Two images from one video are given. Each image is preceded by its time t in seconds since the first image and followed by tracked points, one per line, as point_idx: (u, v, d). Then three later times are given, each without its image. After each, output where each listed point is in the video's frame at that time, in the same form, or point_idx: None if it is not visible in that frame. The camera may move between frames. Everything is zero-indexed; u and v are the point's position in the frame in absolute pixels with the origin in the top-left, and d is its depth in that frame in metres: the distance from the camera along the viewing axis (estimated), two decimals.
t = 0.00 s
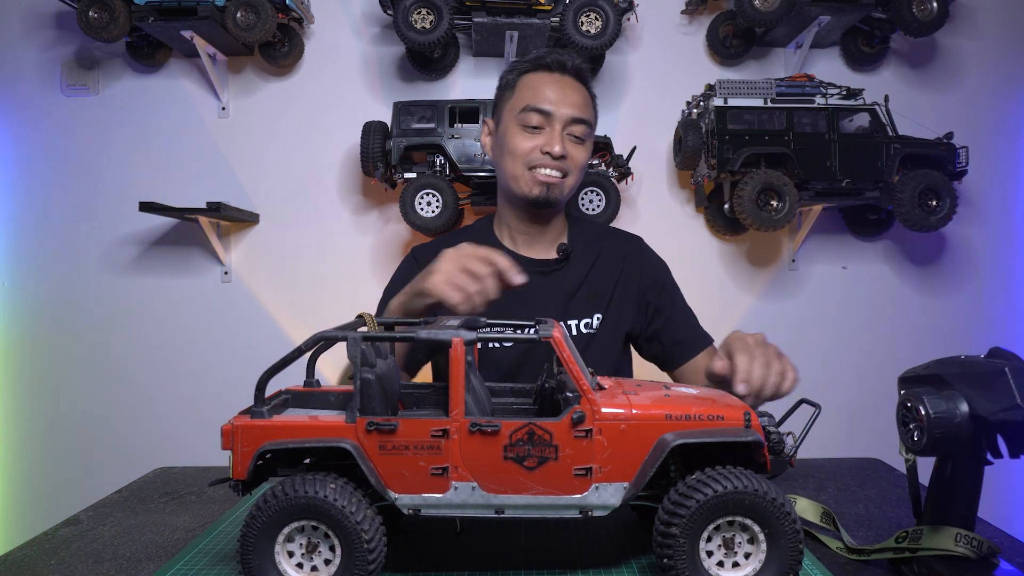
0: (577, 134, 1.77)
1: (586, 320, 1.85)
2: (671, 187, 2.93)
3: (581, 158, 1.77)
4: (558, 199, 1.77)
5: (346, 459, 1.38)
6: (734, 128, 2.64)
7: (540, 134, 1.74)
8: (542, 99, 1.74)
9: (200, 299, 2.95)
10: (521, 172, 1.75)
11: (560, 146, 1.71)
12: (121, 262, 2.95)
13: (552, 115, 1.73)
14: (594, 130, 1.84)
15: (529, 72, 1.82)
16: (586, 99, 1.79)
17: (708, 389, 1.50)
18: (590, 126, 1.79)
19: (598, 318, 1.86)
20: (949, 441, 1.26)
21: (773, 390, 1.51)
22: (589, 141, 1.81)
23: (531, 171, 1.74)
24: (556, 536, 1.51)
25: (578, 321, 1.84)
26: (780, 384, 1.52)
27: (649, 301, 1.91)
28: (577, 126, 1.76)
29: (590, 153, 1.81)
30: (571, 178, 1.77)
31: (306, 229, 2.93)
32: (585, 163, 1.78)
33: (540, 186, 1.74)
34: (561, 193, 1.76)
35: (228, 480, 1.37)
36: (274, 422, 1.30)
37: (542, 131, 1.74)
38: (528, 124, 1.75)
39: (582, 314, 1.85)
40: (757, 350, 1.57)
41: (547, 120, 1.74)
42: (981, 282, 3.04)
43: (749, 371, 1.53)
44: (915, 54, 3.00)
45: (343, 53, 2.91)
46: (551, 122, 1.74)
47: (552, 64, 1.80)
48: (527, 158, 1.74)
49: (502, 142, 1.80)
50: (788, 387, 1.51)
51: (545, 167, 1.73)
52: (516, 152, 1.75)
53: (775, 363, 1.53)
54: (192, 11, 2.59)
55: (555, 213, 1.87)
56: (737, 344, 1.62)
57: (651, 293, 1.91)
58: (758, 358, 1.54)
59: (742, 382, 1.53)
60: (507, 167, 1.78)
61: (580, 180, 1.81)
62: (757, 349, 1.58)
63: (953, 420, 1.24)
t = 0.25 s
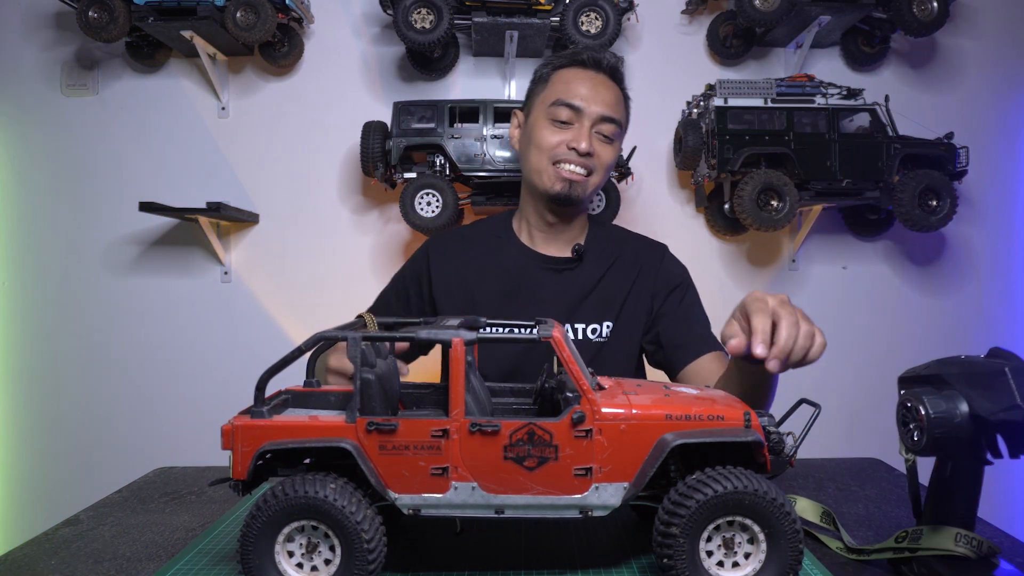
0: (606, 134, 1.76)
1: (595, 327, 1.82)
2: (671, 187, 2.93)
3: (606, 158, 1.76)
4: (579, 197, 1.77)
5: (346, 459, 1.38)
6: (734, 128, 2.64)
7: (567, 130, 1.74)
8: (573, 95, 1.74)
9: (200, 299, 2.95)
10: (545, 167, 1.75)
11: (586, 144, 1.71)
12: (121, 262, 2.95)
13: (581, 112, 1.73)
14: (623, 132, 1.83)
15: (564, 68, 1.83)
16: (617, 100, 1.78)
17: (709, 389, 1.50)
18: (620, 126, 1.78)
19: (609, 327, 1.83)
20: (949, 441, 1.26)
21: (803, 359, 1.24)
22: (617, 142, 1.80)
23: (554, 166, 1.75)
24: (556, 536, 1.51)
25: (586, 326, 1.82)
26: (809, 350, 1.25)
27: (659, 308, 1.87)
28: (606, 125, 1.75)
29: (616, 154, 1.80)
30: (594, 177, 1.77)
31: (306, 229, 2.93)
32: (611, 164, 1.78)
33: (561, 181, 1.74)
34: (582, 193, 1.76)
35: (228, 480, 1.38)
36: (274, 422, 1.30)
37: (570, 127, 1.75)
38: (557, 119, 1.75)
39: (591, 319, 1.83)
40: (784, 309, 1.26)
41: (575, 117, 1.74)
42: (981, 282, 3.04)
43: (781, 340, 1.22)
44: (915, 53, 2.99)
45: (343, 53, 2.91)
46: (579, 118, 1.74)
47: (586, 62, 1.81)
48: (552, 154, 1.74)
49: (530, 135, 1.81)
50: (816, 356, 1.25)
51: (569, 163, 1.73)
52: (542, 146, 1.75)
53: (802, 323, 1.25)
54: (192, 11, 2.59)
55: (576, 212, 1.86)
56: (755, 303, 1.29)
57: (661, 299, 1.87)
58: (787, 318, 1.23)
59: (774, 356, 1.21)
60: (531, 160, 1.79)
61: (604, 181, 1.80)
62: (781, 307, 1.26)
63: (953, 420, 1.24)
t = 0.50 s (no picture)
0: (619, 136, 1.74)
1: (597, 334, 1.81)
2: (671, 187, 2.93)
3: (619, 160, 1.74)
4: (589, 200, 1.76)
5: (346, 459, 1.38)
6: (734, 128, 2.64)
7: (578, 131, 1.74)
8: (586, 96, 1.73)
9: (200, 299, 2.95)
10: (555, 168, 1.75)
11: (596, 146, 1.70)
12: (121, 262, 2.95)
13: (593, 113, 1.72)
14: (639, 134, 1.80)
15: (580, 68, 1.82)
16: (633, 101, 1.75)
17: (709, 390, 1.50)
18: (635, 129, 1.76)
19: (610, 334, 1.81)
20: (949, 442, 1.26)
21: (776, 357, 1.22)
22: (632, 144, 1.77)
23: (564, 168, 1.74)
24: (556, 536, 1.51)
25: (587, 331, 1.81)
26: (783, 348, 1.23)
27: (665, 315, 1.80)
28: (619, 127, 1.73)
29: (630, 158, 1.78)
30: (604, 180, 1.75)
31: (307, 229, 2.93)
32: (623, 167, 1.75)
33: (570, 183, 1.73)
34: (591, 195, 1.75)
35: (228, 480, 1.38)
36: (274, 422, 1.30)
37: (582, 128, 1.74)
38: (569, 120, 1.75)
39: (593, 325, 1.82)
40: (755, 302, 1.25)
41: (587, 118, 1.74)
42: (981, 282, 3.04)
43: (757, 335, 1.19)
44: (915, 53, 3.00)
45: (343, 53, 2.92)
46: (591, 120, 1.73)
47: (602, 61, 1.79)
48: (563, 155, 1.73)
49: (543, 136, 1.81)
50: (786, 356, 1.24)
51: (579, 165, 1.72)
52: (553, 147, 1.75)
53: (775, 316, 1.24)
54: (192, 11, 2.59)
55: (589, 215, 1.85)
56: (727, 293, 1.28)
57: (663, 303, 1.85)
58: (761, 311, 1.22)
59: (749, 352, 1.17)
60: (543, 162, 1.79)
61: (616, 184, 1.78)
62: (752, 300, 1.26)
63: (953, 420, 1.24)
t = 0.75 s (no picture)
0: (632, 135, 1.74)
1: (612, 337, 1.80)
2: (671, 187, 2.93)
3: (632, 159, 1.74)
4: (602, 201, 1.75)
5: (347, 458, 1.38)
6: (734, 128, 2.64)
7: (590, 131, 1.74)
8: (597, 95, 1.73)
9: (200, 299, 2.95)
10: (568, 169, 1.75)
11: (609, 146, 1.69)
12: (121, 262, 2.95)
13: (605, 112, 1.72)
14: (652, 133, 1.79)
15: (591, 67, 1.82)
16: (646, 98, 1.75)
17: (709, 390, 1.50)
18: (648, 128, 1.75)
19: (625, 337, 1.80)
20: (949, 442, 1.26)
21: (772, 363, 1.28)
22: (646, 143, 1.77)
23: (576, 169, 1.74)
24: (556, 536, 1.51)
25: (602, 335, 1.80)
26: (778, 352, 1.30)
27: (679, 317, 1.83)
28: (632, 127, 1.73)
29: (644, 157, 1.77)
30: (618, 181, 1.74)
31: (307, 229, 2.93)
32: (637, 167, 1.75)
33: (583, 184, 1.73)
34: (604, 197, 1.74)
35: (228, 480, 1.38)
36: (274, 422, 1.30)
37: (594, 128, 1.74)
38: (580, 121, 1.75)
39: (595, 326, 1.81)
40: (742, 311, 1.33)
41: (599, 118, 1.74)
42: (981, 282, 3.04)
43: (748, 345, 1.26)
44: (915, 53, 3.00)
45: (343, 53, 2.92)
46: (603, 119, 1.73)
47: (614, 59, 1.79)
48: (576, 157, 1.73)
49: (555, 138, 1.81)
50: (782, 361, 1.30)
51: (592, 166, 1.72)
52: (565, 149, 1.75)
53: (764, 323, 1.32)
54: (192, 11, 2.59)
55: (603, 216, 1.84)
56: (715, 306, 1.36)
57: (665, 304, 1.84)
58: (749, 321, 1.30)
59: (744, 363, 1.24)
60: (556, 164, 1.79)
61: (630, 185, 1.77)
62: (739, 311, 1.34)
63: (953, 421, 1.24)
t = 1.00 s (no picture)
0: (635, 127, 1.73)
1: (618, 337, 1.81)
2: (671, 187, 2.93)
3: (636, 151, 1.72)
4: (608, 194, 1.73)
5: (346, 459, 1.38)
6: (734, 128, 2.65)
7: (593, 124, 1.73)
8: (599, 88, 1.73)
9: (200, 299, 2.95)
10: (571, 164, 1.74)
11: (611, 138, 1.69)
12: (121, 262, 2.95)
13: (607, 105, 1.72)
14: (655, 126, 1.79)
15: (593, 64, 1.84)
16: (648, 91, 1.75)
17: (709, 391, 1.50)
18: (650, 120, 1.75)
19: (631, 337, 1.81)
20: (948, 442, 1.26)
21: (773, 377, 1.41)
22: (649, 135, 1.76)
23: (580, 163, 1.73)
24: (556, 536, 1.51)
25: (608, 335, 1.81)
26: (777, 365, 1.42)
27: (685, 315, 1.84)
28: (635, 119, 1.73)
29: (648, 150, 1.76)
30: (622, 174, 1.73)
31: (306, 229, 2.93)
32: (642, 159, 1.74)
33: (587, 177, 1.72)
34: (610, 190, 1.73)
35: (228, 480, 1.38)
36: (274, 423, 1.30)
37: (597, 122, 1.74)
38: (583, 115, 1.75)
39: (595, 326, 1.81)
40: (737, 331, 1.42)
41: (601, 111, 1.74)
42: (981, 282, 3.04)
43: (744, 368, 1.37)
44: (915, 53, 2.99)
45: (343, 53, 2.92)
46: (606, 112, 1.73)
47: (615, 53, 1.80)
48: (578, 151, 1.73)
49: (558, 134, 1.81)
50: (782, 372, 1.42)
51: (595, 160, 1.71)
52: (568, 143, 1.75)
53: (762, 339, 1.41)
54: (192, 11, 2.59)
55: (609, 212, 1.82)
56: (710, 325, 1.44)
57: (665, 303, 1.85)
58: (743, 342, 1.39)
59: (740, 385, 1.36)
60: (558, 160, 1.78)
61: (635, 178, 1.76)
62: (734, 330, 1.43)
63: (953, 420, 1.24)
